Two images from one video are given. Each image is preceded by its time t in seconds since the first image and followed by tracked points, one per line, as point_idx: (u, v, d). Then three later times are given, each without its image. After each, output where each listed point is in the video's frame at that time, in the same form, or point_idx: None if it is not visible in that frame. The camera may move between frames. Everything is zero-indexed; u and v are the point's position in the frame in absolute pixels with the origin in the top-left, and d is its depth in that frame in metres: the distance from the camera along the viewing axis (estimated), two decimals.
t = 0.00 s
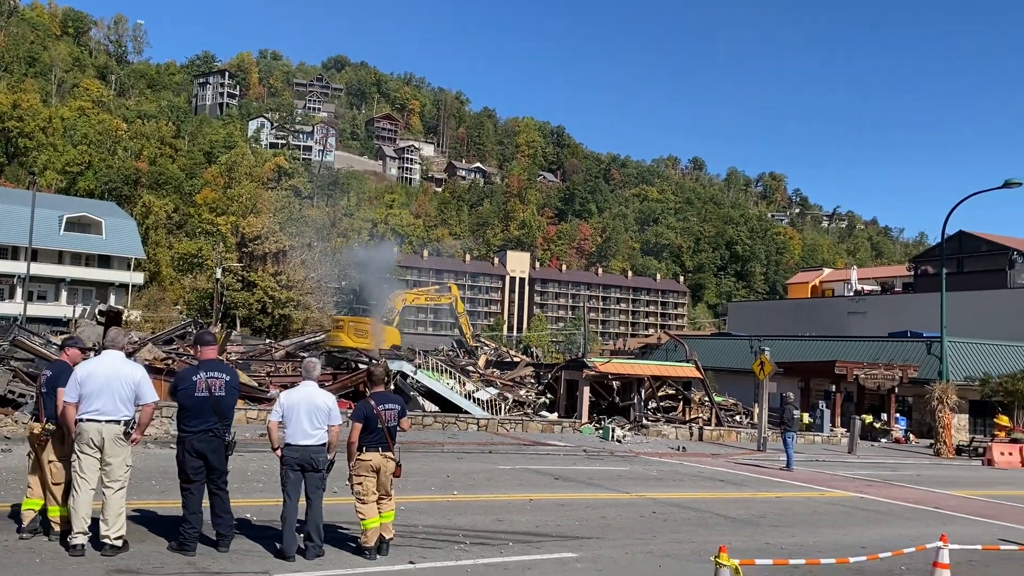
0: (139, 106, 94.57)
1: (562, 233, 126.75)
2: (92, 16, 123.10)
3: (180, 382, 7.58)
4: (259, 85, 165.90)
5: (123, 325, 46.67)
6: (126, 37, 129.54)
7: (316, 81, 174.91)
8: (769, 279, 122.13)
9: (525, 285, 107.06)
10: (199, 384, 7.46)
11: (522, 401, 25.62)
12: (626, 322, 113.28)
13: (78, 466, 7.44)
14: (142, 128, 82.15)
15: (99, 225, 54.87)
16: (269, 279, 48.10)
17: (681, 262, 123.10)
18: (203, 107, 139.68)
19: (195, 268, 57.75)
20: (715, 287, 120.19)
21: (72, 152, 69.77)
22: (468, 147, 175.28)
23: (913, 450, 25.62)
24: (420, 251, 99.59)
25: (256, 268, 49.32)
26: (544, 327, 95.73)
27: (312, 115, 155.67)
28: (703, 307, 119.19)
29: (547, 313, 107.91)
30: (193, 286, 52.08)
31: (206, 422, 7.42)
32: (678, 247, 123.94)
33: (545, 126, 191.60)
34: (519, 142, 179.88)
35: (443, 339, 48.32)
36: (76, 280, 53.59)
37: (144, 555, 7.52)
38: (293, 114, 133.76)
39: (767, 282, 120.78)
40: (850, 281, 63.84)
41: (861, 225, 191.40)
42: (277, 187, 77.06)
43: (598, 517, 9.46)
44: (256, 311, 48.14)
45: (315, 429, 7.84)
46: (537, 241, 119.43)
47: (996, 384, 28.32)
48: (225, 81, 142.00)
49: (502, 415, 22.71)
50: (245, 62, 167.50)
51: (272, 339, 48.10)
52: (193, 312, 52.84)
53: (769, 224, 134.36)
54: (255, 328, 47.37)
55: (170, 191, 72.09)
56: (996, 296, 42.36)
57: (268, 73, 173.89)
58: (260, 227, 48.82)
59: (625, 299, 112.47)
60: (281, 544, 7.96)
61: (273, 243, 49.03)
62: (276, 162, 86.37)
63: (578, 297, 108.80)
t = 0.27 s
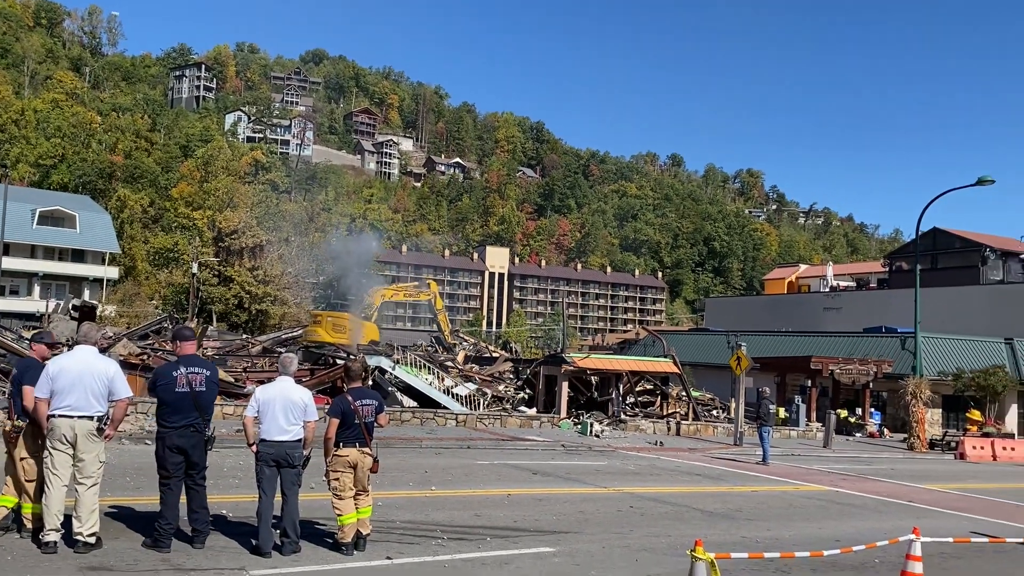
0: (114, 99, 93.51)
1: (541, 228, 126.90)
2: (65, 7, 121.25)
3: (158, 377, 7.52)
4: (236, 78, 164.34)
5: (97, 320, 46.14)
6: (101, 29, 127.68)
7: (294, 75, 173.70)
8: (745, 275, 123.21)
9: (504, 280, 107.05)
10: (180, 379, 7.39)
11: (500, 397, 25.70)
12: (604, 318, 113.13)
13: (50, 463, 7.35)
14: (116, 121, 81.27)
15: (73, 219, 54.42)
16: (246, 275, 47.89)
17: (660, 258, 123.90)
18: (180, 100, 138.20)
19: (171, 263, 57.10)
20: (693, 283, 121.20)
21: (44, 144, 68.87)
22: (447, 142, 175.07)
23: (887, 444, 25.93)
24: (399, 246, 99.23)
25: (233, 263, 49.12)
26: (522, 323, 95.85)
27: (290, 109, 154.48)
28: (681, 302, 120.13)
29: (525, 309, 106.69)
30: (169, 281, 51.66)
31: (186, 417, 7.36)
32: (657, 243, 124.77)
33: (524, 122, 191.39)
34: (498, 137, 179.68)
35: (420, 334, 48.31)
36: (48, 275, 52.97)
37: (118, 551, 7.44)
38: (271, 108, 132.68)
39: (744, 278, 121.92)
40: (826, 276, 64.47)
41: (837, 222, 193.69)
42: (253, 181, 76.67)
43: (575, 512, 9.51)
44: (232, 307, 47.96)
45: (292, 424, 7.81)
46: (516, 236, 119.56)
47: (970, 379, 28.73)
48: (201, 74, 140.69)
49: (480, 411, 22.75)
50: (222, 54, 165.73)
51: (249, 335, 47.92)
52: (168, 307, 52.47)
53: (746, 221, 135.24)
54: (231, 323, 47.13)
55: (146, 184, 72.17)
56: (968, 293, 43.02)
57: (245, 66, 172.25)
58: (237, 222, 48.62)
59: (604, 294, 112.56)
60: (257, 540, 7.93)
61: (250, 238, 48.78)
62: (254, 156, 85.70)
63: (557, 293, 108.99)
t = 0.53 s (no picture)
0: (89, 91, 92.42)
1: (521, 224, 126.36)
2: None
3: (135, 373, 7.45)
4: (213, 71, 162.79)
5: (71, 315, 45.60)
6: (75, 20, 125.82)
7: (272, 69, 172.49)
8: (724, 272, 124.22)
9: (484, 276, 106.92)
10: (159, 374, 7.33)
11: (479, 393, 25.74)
12: (583, 314, 113.55)
13: (22, 459, 7.27)
14: (91, 114, 80.31)
15: (47, 213, 53.83)
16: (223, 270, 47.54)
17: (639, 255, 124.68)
18: (158, 94, 136.71)
19: (146, 258, 56.39)
20: (671, 280, 122.19)
21: (16, 137, 68.03)
22: (426, 138, 174.73)
23: (861, 439, 26.23)
24: (379, 242, 98.84)
25: (210, 259, 48.76)
26: (502, 319, 95.96)
27: (268, 103, 153.30)
28: (660, 299, 121.09)
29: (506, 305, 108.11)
30: (145, 277, 51.19)
31: (164, 413, 7.31)
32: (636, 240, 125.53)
33: (505, 117, 191.16)
34: (478, 133, 179.39)
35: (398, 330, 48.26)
36: (22, 269, 52.28)
37: (90, 549, 7.39)
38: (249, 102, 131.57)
39: (723, 275, 122.99)
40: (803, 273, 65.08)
41: (814, 219, 195.81)
42: (230, 175, 76.19)
43: (554, 508, 9.54)
44: (209, 302, 47.87)
45: (269, 421, 7.78)
46: (496, 232, 119.64)
47: (943, 375, 29.12)
48: (178, 68, 139.37)
49: (459, 407, 22.75)
50: (199, 47, 163.83)
51: (226, 330, 47.62)
52: (145, 302, 52.05)
53: (724, 218, 136.38)
54: (208, 319, 46.80)
55: (121, 178, 71.72)
56: (943, 290, 43.55)
57: (223, 59, 170.62)
58: (214, 216, 48.16)
59: (583, 291, 112.98)
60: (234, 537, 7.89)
61: (228, 232, 48.22)
62: (231, 151, 84.98)
63: (536, 289, 109.19)
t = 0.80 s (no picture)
0: (64, 84, 91.36)
1: (501, 221, 124.69)
2: None
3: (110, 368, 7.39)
4: (192, 65, 161.36)
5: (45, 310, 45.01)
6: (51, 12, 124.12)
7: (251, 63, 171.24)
8: (703, 269, 125.20)
9: (465, 273, 106.89)
10: (132, 369, 7.28)
11: (459, 389, 25.75)
12: (563, 311, 114.01)
13: None
14: (67, 107, 79.41)
15: (21, 207, 53.29)
16: (200, 265, 47.13)
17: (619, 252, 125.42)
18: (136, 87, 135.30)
19: (123, 253, 55.49)
20: (651, 277, 123.13)
21: None
22: (407, 133, 174.35)
23: (838, 436, 26.51)
24: (359, 237, 98.45)
25: (187, 254, 48.35)
26: (483, 316, 96.12)
27: (248, 98, 152.18)
28: (640, 296, 121.95)
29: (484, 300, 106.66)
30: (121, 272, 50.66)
31: (139, 409, 7.26)
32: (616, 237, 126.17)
33: (486, 113, 190.87)
34: (459, 129, 179.10)
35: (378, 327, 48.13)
36: None
37: (66, 546, 7.32)
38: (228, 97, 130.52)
39: (702, 273, 123.99)
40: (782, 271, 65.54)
41: (792, 217, 197.72)
42: (209, 169, 75.71)
43: (532, 504, 9.57)
44: (187, 297, 47.29)
45: (246, 417, 7.75)
46: (476, 229, 119.78)
47: (918, 372, 29.49)
48: (156, 61, 138.08)
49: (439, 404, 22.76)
50: (177, 40, 162.10)
51: (203, 326, 47.24)
52: (121, 297, 51.57)
53: (703, 216, 137.36)
54: (185, 314, 46.37)
55: (98, 172, 71.12)
56: (919, 288, 44.00)
57: (201, 53, 169.09)
58: (192, 212, 47.97)
59: (563, 288, 113.44)
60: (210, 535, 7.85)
61: (206, 227, 47.96)
62: (209, 146, 84.29)
63: (516, 286, 109.37)
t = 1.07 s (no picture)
0: (41, 77, 90.24)
1: (484, 218, 126.14)
2: None
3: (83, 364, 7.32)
4: (171, 59, 159.90)
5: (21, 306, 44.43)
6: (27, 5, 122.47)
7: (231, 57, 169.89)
8: (684, 267, 126.07)
9: (447, 270, 106.81)
10: (105, 365, 7.22)
11: (441, 386, 25.72)
12: (545, 308, 114.21)
13: None
14: (43, 101, 78.49)
15: None
16: (179, 261, 46.70)
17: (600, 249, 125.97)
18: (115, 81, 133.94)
19: (100, 249, 53.90)
20: (632, 274, 123.94)
21: None
22: (388, 129, 173.93)
23: (817, 433, 26.73)
24: (340, 233, 97.96)
25: (166, 250, 47.99)
26: (465, 312, 96.18)
27: (229, 92, 151.06)
28: (621, 293, 122.68)
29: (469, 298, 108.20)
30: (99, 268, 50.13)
31: (113, 405, 7.20)
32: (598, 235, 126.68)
33: (468, 110, 190.51)
34: (441, 125, 178.69)
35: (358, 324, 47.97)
36: None
37: (42, 544, 7.25)
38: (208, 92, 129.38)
39: (682, 270, 124.87)
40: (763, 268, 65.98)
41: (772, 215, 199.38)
42: (188, 164, 75.13)
43: (513, 500, 9.59)
44: (166, 293, 46.89)
45: (225, 414, 7.70)
46: (458, 226, 119.81)
47: (896, 370, 29.80)
48: (135, 55, 136.67)
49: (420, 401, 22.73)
50: (156, 34, 160.51)
51: (182, 322, 46.86)
52: (99, 293, 51.05)
53: (684, 214, 138.20)
54: (164, 310, 45.98)
55: (75, 167, 70.34)
56: (898, 285, 44.40)
57: (181, 47, 167.51)
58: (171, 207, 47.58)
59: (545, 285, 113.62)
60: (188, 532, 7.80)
61: (185, 223, 47.54)
62: (189, 141, 83.53)
63: (498, 283, 109.40)
